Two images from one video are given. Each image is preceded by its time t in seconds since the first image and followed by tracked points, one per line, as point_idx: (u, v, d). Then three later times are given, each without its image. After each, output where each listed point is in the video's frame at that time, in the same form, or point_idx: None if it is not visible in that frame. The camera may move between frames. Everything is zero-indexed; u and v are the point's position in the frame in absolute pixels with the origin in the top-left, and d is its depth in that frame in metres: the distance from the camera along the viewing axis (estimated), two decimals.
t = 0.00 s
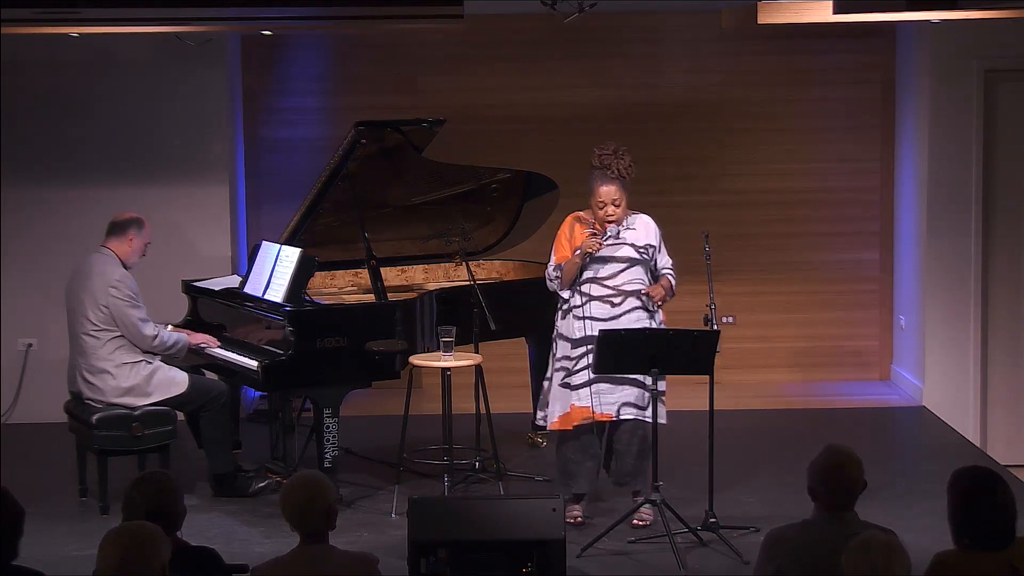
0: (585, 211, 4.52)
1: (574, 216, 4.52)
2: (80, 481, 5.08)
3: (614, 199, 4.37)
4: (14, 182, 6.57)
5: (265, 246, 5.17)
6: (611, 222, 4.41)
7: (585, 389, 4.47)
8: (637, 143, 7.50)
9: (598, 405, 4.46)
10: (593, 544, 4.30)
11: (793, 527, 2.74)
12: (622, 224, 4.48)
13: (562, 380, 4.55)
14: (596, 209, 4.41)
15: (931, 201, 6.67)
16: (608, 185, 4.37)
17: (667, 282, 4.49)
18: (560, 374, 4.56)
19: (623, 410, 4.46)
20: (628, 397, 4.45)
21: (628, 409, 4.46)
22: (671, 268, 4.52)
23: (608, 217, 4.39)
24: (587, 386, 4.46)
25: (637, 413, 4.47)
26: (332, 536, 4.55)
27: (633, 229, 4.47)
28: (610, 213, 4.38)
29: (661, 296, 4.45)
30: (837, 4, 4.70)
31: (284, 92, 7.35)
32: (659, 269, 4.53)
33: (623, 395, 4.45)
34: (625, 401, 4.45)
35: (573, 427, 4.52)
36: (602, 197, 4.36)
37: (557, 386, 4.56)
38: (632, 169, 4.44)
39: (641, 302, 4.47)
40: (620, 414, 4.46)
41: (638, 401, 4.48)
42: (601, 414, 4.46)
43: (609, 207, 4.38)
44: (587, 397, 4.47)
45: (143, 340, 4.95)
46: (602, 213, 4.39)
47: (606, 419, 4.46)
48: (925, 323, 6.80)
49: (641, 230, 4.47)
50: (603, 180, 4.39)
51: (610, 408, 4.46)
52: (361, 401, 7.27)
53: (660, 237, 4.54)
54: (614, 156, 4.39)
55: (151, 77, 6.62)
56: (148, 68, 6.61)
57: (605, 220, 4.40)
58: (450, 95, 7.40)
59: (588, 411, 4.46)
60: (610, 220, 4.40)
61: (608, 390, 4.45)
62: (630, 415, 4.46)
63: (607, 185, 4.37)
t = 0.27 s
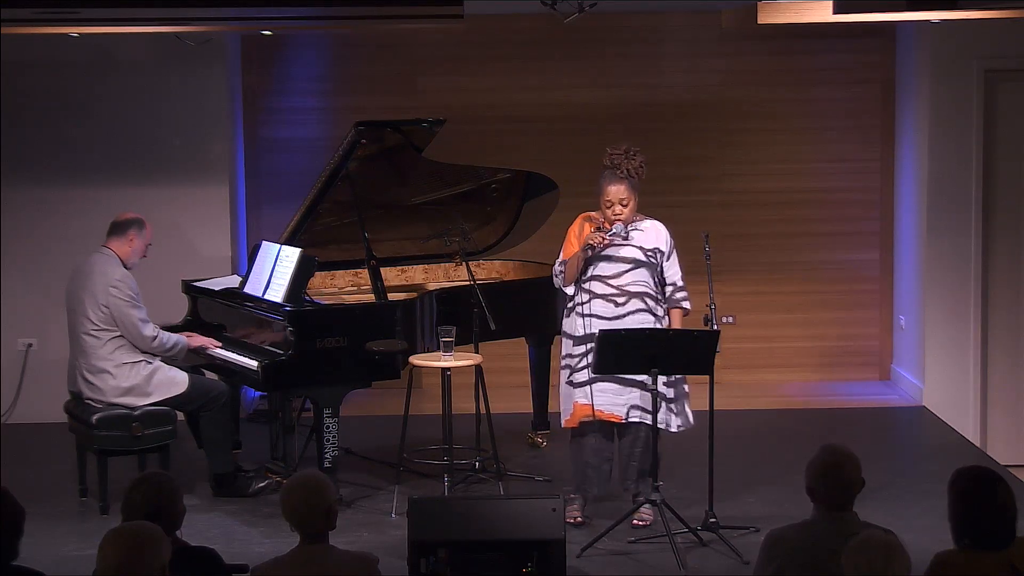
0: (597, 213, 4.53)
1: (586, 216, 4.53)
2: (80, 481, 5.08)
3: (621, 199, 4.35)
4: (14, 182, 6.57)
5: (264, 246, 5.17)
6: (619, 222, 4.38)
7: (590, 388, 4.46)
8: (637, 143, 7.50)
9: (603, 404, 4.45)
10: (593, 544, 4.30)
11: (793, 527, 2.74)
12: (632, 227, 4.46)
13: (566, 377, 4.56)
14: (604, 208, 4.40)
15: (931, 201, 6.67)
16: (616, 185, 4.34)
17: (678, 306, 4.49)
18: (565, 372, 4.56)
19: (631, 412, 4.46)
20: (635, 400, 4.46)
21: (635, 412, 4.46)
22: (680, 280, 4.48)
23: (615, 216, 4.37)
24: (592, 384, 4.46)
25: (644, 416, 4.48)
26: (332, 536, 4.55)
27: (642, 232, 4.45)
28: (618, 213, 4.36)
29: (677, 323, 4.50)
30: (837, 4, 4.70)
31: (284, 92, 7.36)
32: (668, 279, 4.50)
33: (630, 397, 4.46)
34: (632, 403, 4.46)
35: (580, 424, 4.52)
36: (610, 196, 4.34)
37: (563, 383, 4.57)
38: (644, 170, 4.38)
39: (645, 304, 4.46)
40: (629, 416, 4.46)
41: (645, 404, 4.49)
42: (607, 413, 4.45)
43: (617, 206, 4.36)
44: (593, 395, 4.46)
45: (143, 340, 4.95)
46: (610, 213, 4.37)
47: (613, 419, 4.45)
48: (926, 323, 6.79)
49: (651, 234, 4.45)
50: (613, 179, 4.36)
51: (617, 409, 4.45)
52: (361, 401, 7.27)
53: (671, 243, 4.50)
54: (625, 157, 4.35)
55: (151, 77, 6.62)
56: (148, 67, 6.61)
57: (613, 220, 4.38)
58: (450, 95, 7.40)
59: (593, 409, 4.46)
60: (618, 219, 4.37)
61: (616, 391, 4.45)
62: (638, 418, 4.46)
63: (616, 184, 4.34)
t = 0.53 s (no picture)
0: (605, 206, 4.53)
1: (595, 208, 4.53)
2: (80, 481, 5.08)
3: (628, 194, 4.35)
4: (14, 182, 6.56)
5: (264, 246, 5.17)
6: (624, 217, 4.39)
7: (589, 380, 4.46)
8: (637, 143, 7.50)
9: (601, 397, 4.44)
10: (593, 544, 4.30)
11: (793, 527, 2.74)
12: (638, 222, 4.45)
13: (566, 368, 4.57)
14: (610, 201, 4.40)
15: (931, 201, 6.67)
16: (624, 179, 4.34)
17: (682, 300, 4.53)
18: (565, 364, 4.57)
19: (630, 407, 4.43)
20: (635, 395, 4.43)
21: (635, 407, 4.43)
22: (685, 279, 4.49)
23: (621, 211, 4.37)
24: (590, 378, 4.46)
25: (643, 413, 4.44)
26: (332, 536, 4.55)
27: (648, 227, 4.44)
28: (623, 208, 4.36)
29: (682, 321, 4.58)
30: (837, 4, 4.70)
31: (284, 92, 7.36)
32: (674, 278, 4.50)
33: (629, 392, 4.43)
34: (631, 398, 4.43)
35: (577, 416, 4.52)
36: (617, 190, 4.35)
37: (563, 374, 4.58)
38: (654, 166, 4.40)
39: (645, 300, 4.43)
40: (627, 411, 4.43)
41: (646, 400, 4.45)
42: (605, 407, 4.43)
43: (623, 201, 4.36)
44: (591, 388, 4.46)
45: (143, 340, 4.95)
46: (616, 207, 4.38)
47: (610, 413, 4.44)
48: (926, 323, 6.79)
49: (656, 230, 4.44)
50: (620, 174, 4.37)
51: (615, 402, 4.43)
52: (361, 401, 7.27)
53: (679, 242, 4.49)
54: (635, 153, 4.36)
55: (151, 77, 6.62)
56: (148, 67, 6.61)
57: (618, 215, 4.38)
58: (450, 95, 7.40)
59: (591, 401, 4.46)
60: (623, 214, 4.37)
61: (615, 385, 4.42)
62: (637, 414, 4.43)
63: (623, 179, 4.34)
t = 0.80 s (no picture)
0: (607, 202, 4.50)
1: (596, 205, 4.51)
2: (80, 481, 5.07)
3: (627, 195, 4.35)
4: (14, 182, 6.56)
5: (264, 246, 5.17)
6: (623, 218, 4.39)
7: (587, 383, 4.48)
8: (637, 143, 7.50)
9: (598, 401, 4.45)
10: (593, 544, 4.30)
11: (793, 527, 2.74)
12: (638, 224, 4.43)
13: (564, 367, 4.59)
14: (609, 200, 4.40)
15: (931, 201, 6.67)
16: (625, 180, 4.35)
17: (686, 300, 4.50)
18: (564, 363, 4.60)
19: (626, 413, 4.45)
20: (633, 403, 4.44)
21: (632, 414, 4.44)
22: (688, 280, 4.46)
23: (620, 212, 4.37)
24: (588, 380, 4.48)
25: (640, 419, 4.45)
26: (332, 536, 4.55)
27: (647, 230, 4.42)
28: (622, 208, 4.36)
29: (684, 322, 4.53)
30: (837, 4, 4.70)
31: (284, 92, 7.36)
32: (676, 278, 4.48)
33: (627, 399, 4.44)
34: (628, 404, 4.44)
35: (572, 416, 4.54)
36: (617, 191, 4.35)
37: (561, 373, 4.60)
38: (656, 167, 4.40)
39: (646, 305, 4.44)
40: (623, 417, 4.45)
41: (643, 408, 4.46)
42: (602, 411, 4.45)
43: (622, 201, 4.36)
44: (588, 390, 4.47)
45: (143, 340, 4.95)
46: (615, 207, 4.38)
47: (606, 417, 4.46)
48: (926, 323, 6.79)
49: (655, 233, 4.42)
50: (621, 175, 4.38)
51: (610, 407, 4.45)
52: (361, 401, 7.27)
53: (680, 242, 4.46)
54: (637, 154, 4.36)
55: (151, 77, 6.62)
56: (148, 68, 6.61)
57: (618, 215, 4.38)
58: (450, 95, 7.40)
59: (588, 404, 4.46)
60: (622, 215, 4.37)
61: (613, 391, 4.44)
62: (634, 420, 4.44)
63: (624, 180, 4.35)
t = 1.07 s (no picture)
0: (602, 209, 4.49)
1: (590, 213, 4.50)
2: (80, 481, 5.07)
3: (621, 200, 4.31)
4: (13, 182, 6.56)
5: (265, 246, 5.17)
6: (618, 223, 4.35)
7: (586, 389, 4.46)
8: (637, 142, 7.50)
9: (598, 407, 4.44)
10: (593, 544, 4.30)
11: (793, 527, 2.74)
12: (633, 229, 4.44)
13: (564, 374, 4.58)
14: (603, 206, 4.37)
15: (931, 201, 6.67)
16: (618, 185, 4.32)
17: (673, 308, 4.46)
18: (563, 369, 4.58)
19: (627, 416, 4.43)
20: (633, 405, 4.42)
21: (632, 416, 4.43)
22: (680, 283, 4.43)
23: (615, 217, 4.34)
24: (588, 387, 4.46)
25: (642, 421, 4.44)
26: (332, 536, 4.55)
27: (643, 234, 4.43)
28: (616, 214, 4.33)
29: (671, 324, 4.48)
30: (837, 5, 4.70)
31: (284, 92, 7.36)
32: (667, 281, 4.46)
33: (627, 402, 4.43)
34: (630, 408, 4.43)
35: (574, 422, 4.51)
36: (610, 196, 4.32)
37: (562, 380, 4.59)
38: (648, 170, 4.42)
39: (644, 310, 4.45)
40: (625, 420, 4.44)
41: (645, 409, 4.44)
42: (602, 417, 4.44)
43: (616, 206, 4.32)
44: (588, 397, 4.45)
45: (143, 340, 4.95)
46: (609, 213, 4.34)
47: (608, 423, 4.44)
48: (926, 322, 6.79)
49: (651, 236, 4.43)
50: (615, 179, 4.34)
51: (612, 412, 4.43)
52: (361, 401, 7.27)
53: (674, 245, 4.46)
54: (628, 158, 4.39)
55: (151, 77, 6.62)
56: (148, 67, 6.61)
57: (613, 221, 4.34)
58: (450, 94, 7.40)
59: (589, 411, 4.45)
60: (617, 220, 4.34)
61: (613, 395, 4.43)
62: (636, 423, 4.43)
63: (617, 184, 4.32)
